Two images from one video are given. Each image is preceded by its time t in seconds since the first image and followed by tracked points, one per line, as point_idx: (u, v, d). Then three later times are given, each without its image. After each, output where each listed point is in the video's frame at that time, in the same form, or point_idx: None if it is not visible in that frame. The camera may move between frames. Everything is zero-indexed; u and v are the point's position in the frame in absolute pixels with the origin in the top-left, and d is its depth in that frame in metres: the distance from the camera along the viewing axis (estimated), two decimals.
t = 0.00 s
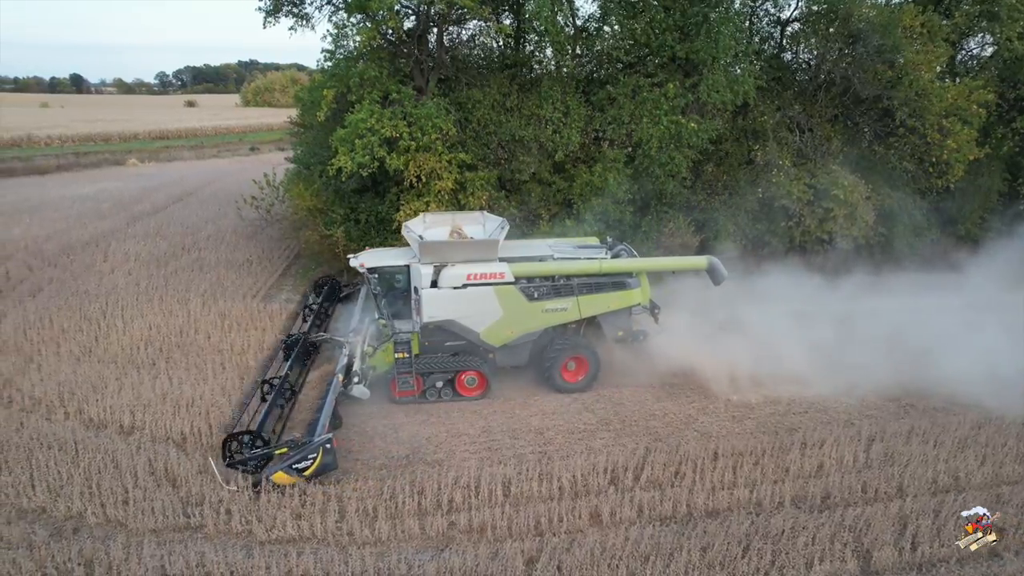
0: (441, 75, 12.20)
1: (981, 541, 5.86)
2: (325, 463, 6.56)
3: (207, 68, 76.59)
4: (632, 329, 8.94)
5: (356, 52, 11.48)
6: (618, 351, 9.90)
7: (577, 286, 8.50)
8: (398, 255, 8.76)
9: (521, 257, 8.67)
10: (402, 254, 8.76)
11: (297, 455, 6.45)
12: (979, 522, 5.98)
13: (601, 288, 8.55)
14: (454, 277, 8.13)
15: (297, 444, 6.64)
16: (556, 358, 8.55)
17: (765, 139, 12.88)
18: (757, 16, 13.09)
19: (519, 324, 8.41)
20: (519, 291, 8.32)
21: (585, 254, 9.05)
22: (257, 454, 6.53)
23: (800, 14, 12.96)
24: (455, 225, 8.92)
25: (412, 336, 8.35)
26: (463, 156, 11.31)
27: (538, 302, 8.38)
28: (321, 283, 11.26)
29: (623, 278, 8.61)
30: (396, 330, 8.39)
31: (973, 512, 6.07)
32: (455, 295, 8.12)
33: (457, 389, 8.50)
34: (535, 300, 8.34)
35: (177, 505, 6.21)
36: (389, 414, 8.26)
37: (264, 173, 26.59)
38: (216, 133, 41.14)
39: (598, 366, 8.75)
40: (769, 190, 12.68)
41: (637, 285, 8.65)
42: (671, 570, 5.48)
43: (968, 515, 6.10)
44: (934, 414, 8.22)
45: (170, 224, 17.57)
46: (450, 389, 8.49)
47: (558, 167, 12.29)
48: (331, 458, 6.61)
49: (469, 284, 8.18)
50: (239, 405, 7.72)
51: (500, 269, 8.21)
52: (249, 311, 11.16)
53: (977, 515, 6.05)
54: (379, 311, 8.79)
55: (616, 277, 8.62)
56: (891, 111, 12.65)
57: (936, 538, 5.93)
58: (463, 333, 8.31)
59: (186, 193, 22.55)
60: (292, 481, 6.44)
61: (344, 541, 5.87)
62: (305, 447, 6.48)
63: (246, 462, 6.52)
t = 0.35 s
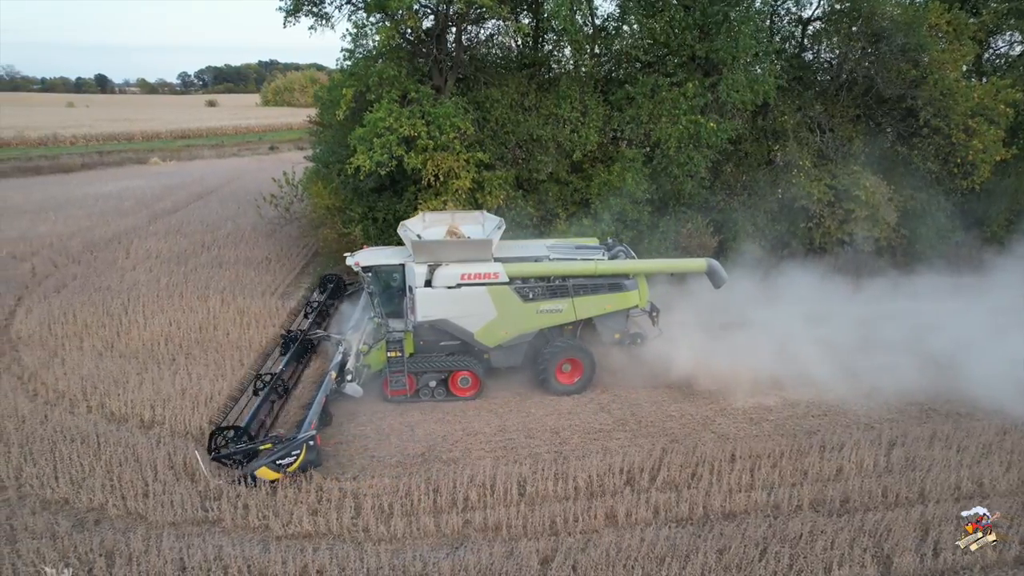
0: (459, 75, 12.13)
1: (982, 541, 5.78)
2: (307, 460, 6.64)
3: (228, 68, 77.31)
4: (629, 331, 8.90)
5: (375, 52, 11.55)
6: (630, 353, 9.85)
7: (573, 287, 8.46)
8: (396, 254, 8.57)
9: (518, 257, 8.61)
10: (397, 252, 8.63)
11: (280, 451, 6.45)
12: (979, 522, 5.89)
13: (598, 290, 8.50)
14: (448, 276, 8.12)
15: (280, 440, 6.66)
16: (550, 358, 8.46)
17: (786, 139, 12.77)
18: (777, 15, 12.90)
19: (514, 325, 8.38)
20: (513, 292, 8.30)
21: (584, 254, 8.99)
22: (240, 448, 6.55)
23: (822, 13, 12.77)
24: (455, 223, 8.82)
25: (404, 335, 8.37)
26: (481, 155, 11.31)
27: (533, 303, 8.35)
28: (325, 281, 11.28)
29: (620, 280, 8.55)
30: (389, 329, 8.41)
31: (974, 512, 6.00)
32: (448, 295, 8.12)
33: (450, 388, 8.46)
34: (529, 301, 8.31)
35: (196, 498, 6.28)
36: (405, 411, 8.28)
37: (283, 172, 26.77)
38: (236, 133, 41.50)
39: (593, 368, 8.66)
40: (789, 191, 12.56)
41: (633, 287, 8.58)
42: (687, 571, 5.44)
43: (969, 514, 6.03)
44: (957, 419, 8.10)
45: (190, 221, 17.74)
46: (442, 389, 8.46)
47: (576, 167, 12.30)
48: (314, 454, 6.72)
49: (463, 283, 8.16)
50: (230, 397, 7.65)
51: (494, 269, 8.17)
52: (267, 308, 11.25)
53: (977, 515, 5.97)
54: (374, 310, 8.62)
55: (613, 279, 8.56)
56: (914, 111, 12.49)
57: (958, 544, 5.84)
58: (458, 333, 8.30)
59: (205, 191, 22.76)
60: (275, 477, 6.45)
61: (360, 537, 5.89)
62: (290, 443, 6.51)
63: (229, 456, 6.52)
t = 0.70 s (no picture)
0: (481, 74, 12.17)
1: (981, 541, 5.73)
2: (290, 455, 6.61)
3: (253, 68, 78.11)
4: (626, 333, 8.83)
5: (397, 51, 11.58)
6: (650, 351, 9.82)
7: (569, 288, 8.39)
8: (390, 253, 8.84)
9: (514, 257, 8.57)
10: (396, 252, 8.83)
11: (264, 445, 6.47)
12: (980, 521, 5.81)
13: (594, 291, 8.41)
14: (442, 276, 8.11)
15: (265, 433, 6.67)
16: (543, 360, 8.43)
17: (810, 139, 12.64)
18: (803, 13, 12.78)
19: (509, 325, 8.35)
20: (509, 291, 8.25)
21: (582, 254, 8.91)
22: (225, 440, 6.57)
23: (848, 12, 12.69)
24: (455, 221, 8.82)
25: (398, 333, 8.42)
26: (502, 154, 11.32)
27: (528, 303, 8.30)
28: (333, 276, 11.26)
29: (616, 282, 8.44)
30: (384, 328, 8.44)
31: (974, 512, 5.91)
32: (443, 294, 8.11)
33: (444, 387, 8.45)
34: (524, 301, 8.26)
35: (217, 491, 6.35)
36: (423, 408, 8.30)
37: (305, 171, 26.98)
38: (259, 132, 41.91)
39: (588, 371, 8.57)
40: (813, 192, 12.42)
41: (630, 288, 8.48)
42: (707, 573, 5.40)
43: (969, 514, 5.95)
44: (985, 425, 7.94)
45: (214, 219, 17.93)
46: (436, 388, 8.45)
47: (596, 166, 12.27)
48: (298, 449, 6.65)
49: (457, 283, 8.16)
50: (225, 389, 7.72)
51: (489, 269, 8.14)
52: (288, 305, 11.34)
53: (978, 515, 5.89)
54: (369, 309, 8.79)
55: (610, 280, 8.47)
56: (943, 111, 12.30)
57: (985, 552, 5.73)
58: (452, 332, 8.31)
59: (229, 189, 23.01)
60: (258, 471, 6.48)
61: (377, 533, 5.91)
62: (273, 437, 6.53)
63: (213, 448, 6.53)
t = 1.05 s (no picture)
0: (500, 73, 12.18)
1: (982, 540, 5.77)
2: (277, 450, 6.70)
3: (274, 68, 78.76)
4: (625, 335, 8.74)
5: (417, 50, 11.59)
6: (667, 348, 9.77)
7: (564, 288, 8.34)
8: (386, 250, 8.88)
9: (509, 256, 8.59)
10: (394, 250, 8.92)
11: (251, 438, 6.58)
12: (979, 522, 5.91)
13: (590, 291, 8.36)
14: (438, 274, 8.16)
15: (252, 427, 6.79)
16: (537, 359, 8.41)
17: (832, 139, 12.49)
18: (826, 11, 12.65)
19: (504, 324, 8.33)
20: (503, 291, 8.25)
21: (578, 254, 8.89)
22: (215, 432, 6.71)
23: (873, 10, 12.51)
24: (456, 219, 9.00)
25: (392, 331, 8.37)
26: (521, 153, 11.33)
27: (523, 303, 8.28)
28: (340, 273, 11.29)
29: (612, 282, 8.41)
30: (379, 324, 8.42)
31: (974, 512, 6.03)
32: (438, 292, 8.14)
33: (438, 385, 8.48)
34: (519, 301, 8.25)
35: (236, 485, 6.41)
36: (439, 406, 8.31)
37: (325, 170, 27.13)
38: (280, 131, 42.23)
39: (582, 372, 8.50)
40: (835, 192, 12.28)
41: (626, 289, 8.41)
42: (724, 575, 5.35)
43: (968, 514, 6.07)
44: (1011, 430, 7.79)
45: (235, 217, 18.09)
46: (430, 385, 8.49)
47: (616, 165, 12.23)
48: (284, 444, 6.75)
49: (452, 281, 8.19)
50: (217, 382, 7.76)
51: (484, 268, 8.15)
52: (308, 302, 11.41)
53: (977, 514, 6.01)
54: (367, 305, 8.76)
55: (606, 281, 8.41)
56: (970, 110, 12.09)
57: (1010, 559, 5.62)
58: (447, 329, 8.32)
59: (250, 187, 23.21)
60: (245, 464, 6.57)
61: (394, 529, 5.93)
62: (260, 432, 6.63)
63: (202, 441, 6.68)
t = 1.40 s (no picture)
0: (520, 72, 12.15)
1: (979, 541, 5.70)
2: (264, 443, 6.75)
3: (295, 68, 79.34)
4: (618, 335, 8.68)
5: (437, 48, 11.61)
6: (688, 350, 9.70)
7: (559, 287, 8.30)
8: (383, 248, 8.85)
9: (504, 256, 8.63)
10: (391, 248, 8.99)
11: (238, 431, 6.62)
12: (979, 522, 5.81)
13: (584, 291, 8.31)
14: (432, 272, 8.22)
15: (239, 419, 6.83)
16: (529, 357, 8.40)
17: (855, 139, 12.32)
18: (851, 9, 12.48)
19: (497, 322, 8.34)
20: (497, 289, 8.27)
21: (574, 253, 8.85)
22: (202, 425, 6.77)
23: (899, 7, 12.32)
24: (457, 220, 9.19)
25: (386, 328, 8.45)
26: (540, 152, 11.31)
27: (516, 301, 8.27)
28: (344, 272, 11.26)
29: (606, 283, 8.35)
30: (373, 320, 8.48)
31: (974, 512, 5.92)
32: (432, 289, 8.18)
33: (431, 382, 8.49)
34: (512, 299, 8.24)
35: (255, 480, 6.46)
36: (456, 404, 8.32)
37: (345, 168, 27.26)
38: (300, 130, 42.50)
39: (574, 371, 8.45)
40: (858, 193, 12.11)
41: (620, 289, 8.34)
42: None
43: (970, 515, 5.95)
44: None
45: (255, 214, 18.24)
46: (424, 382, 8.51)
47: (635, 165, 12.17)
48: (271, 437, 6.78)
49: (446, 279, 8.23)
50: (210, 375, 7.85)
51: (477, 266, 8.18)
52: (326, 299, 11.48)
53: (977, 515, 5.89)
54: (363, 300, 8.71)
55: (601, 281, 8.34)
56: (999, 110, 11.85)
57: None
58: (442, 327, 8.36)
59: (271, 185, 23.38)
60: (233, 456, 6.64)
61: (411, 526, 5.93)
62: (247, 424, 6.66)
63: (192, 432, 6.78)
